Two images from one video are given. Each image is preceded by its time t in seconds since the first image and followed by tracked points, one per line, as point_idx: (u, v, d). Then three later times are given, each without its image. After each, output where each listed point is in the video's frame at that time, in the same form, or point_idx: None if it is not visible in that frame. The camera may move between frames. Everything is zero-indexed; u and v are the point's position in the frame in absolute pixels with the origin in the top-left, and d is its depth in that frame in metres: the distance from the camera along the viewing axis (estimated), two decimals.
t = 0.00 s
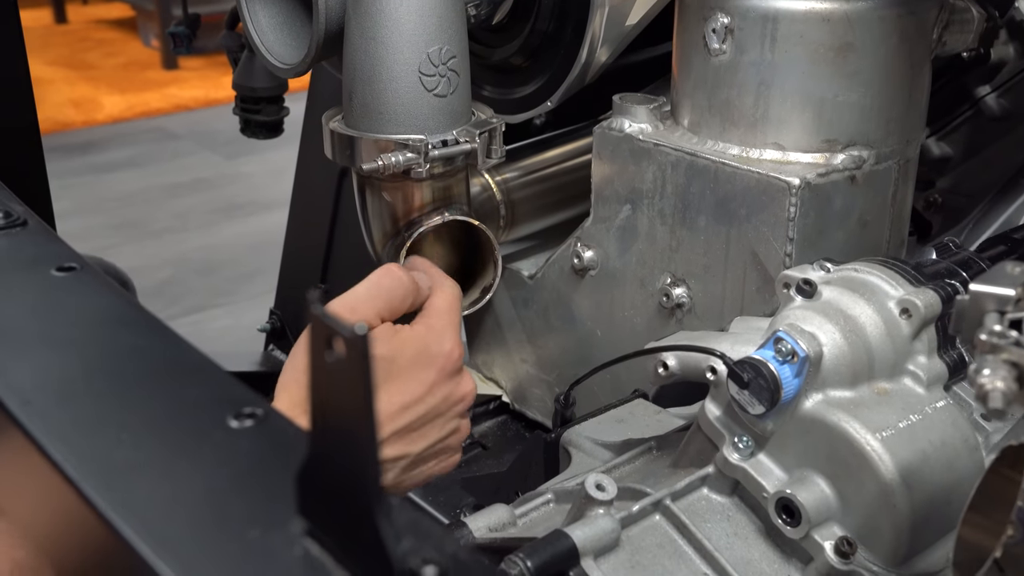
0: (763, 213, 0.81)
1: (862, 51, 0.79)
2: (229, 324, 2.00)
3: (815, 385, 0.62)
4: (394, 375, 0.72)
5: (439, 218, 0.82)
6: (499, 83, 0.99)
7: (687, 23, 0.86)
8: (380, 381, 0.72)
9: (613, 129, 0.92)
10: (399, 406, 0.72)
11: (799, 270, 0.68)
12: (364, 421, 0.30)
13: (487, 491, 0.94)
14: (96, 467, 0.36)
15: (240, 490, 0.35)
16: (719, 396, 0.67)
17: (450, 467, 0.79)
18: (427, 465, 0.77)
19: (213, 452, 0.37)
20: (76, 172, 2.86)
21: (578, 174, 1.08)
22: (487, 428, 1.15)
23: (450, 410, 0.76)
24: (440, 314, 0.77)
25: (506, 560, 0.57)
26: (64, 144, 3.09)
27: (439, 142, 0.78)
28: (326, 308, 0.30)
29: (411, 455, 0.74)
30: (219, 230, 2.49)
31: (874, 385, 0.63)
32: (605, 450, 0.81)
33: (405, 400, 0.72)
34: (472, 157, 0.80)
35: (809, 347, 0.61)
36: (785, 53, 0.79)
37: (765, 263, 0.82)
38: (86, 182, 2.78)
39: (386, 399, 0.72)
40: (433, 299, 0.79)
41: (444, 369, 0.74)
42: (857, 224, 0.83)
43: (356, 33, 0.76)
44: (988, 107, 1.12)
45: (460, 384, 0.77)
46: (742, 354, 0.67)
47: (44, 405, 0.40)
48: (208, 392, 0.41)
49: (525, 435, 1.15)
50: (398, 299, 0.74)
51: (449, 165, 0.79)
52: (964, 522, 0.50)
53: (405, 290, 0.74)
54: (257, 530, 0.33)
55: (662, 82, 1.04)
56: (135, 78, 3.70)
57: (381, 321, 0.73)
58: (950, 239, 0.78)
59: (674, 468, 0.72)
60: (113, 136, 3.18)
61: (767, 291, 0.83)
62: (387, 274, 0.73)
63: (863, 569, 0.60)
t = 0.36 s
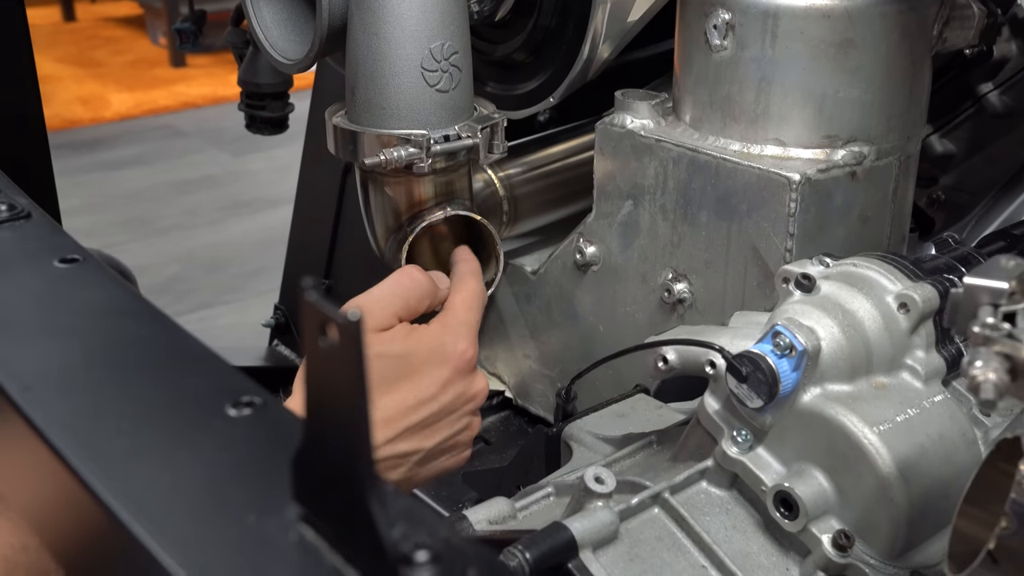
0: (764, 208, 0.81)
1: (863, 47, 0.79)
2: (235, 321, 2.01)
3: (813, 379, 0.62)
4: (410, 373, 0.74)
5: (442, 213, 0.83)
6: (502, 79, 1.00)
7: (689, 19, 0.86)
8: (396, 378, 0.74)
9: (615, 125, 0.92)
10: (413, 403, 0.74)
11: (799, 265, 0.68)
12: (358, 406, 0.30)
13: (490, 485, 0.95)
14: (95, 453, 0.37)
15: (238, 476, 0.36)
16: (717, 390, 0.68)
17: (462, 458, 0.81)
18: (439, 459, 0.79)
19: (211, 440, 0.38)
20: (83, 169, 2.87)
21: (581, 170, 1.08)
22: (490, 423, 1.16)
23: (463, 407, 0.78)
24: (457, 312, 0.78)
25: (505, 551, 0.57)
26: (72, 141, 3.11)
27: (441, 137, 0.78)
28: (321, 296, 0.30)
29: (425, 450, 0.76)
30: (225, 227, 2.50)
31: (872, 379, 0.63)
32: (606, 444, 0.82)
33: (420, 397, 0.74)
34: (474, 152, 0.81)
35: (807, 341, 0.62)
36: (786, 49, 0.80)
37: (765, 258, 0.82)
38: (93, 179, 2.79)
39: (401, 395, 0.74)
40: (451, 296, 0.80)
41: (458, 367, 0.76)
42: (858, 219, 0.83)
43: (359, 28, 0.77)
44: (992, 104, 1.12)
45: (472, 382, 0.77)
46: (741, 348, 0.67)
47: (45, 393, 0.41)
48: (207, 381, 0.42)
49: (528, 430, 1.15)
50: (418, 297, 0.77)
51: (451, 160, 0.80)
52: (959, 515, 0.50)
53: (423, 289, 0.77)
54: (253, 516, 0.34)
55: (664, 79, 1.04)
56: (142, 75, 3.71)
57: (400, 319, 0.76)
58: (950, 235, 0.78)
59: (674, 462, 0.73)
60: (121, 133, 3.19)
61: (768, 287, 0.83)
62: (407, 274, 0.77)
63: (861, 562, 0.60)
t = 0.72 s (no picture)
0: (765, 212, 0.82)
1: (863, 53, 0.80)
2: (241, 324, 2.02)
3: (813, 381, 0.63)
4: (415, 382, 0.75)
5: (445, 217, 0.83)
6: (506, 84, 1.01)
7: (691, 25, 0.87)
8: (402, 388, 0.75)
9: (618, 129, 0.93)
10: (420, 411, 0.75)
11: (799, 268, 0.69)
12: (360, 401, 0.31)
13: (493, 486, 0.95)
14: (102, 449, 0.38)
15: (242, 471, 0.37)
16: (718, 391, 0.68)
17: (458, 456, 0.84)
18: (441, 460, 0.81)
19: (216, 437, 0.39)
20: (91, 173, 2.89)
21: (585, 174, 1.09)
22: (493, 425, 1.16)
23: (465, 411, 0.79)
24: (458, 315, 0.80)
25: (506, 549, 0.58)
26: (79, 144, 3.12)
27: (445, 141, 0.79)
28: (326, 294, 0.31)
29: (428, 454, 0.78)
30: (231, 230, 2.51)
31: (871, 381, 0.64)
32: (608, 446, 0.82)
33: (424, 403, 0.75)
34: (478, 156, 0.82)
35: (806, 343, 0.63)
36: (787, 54, 0.80)
37: (767, 262, 0.83)
38: (100, 183, 2.81)
39: (407, 404, 0.75)
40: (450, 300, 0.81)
41: (462, 373, 0.78)
42: (859, 223, 0.84)
43: (364, 34, 0.77)
44: (993, 110, 1.12)
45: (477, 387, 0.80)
46: (741, 350, 0.68)
47: (54, 390, 0.42)
48: (212, 379, 0.43)
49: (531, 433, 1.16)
50: (424, 303, 0.77)
51: (455, 164, 0.81)
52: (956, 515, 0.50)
53: (432, 295, 0.77)
54: (257, 509, 0.35)
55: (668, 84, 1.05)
56: (150, 80, 3.73)
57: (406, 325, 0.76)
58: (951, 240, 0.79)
59: (675, 463, 0.73)
60: (128, 137, 3.21)
61: (769, 290, 0.84)
62: (417, 279, 0.76)
63: (859, 562, 0.61)
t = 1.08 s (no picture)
0: (764, 211, 0.82)
1: (861, 53, 0.80)
2: (244, 324, 2.02)
3: (809, 378, 0.63)
4: (419, 366, 0.75)
5: (444, 216, 0.84)
6: (506, 84, 1.01)
7: (690, 25, 0.87)
8: (406, 372, 0.75)
9: (617, 129, 0.94)
10: (425, 391, 0.75)
11: (797, 266, 0.70)
12: (356, 391, 0.32)
13: (493, 484, 0.96)
14: (104, 439, 0.38)
15: (241, 461, 0.37)
16: (715, 389, 0.69)
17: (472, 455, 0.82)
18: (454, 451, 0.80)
19: (216, 427, 0.39)
20: (94, 173, 2.90)
21: (585, 173, 1.10)
22: (493, 424, 1.17)
23: (469, 395, 0.79)
24: (461, 313, 0.81)
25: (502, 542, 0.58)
26: (83, 145, 3.13)
27: (445, 140, 0.80)
28: (324, 285, 0.32)
29: (434, 441, 0.76)
30: (234, 231, 2.52)
31: (867, 379, 0.64)
32: (606, 444, 0.83)
33: (429, 385, 0.75)
34: (478, 155, 0.82)
35: (802, 340, 0.63)
36: (786, 55, 0.81)
37: (765, 261, 0.83)
38: (104, 183, 2.82)
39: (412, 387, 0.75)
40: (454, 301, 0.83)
41: (465, 357, 0.79)
42: (857, 222, 0.84)
43: (366, 33, 0.78)
44: (992, 111, 1.13)
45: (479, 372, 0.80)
46: (738, 348, 0.68)
47: (56, 382, 0.42)
48: (212, 371, 0.43)
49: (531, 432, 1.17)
50: (428, 296, 0.78)
51: (455, 163, 0.81)
52: (950, 511, 0.50)
53: (434, 288, 0.79)
54: (255, 498, 0.35)
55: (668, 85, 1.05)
56: (153, 81, 3.74)
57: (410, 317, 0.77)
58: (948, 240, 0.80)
59: (671, 460, 0.74)
60: (131, 138, 3.22)
61: (767, 289, 0.84)
62: (419, 272, 0.78)
63: (854, 557, 0.61)
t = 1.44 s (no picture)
0: (759, 208, 0.82)
1: (856, 51, 0.80)
2: (244, 322, 2.03)
3: (801, 372, 0.64)
4: (408, 358, 0.75)
5: (441, 211, 0.84)
6: (504, 81, 1.02)
7: (688, 23, 0.88)
8: (394, 365, 0.75)
9: (614, 126, 0.94)
10: (414, 385, 0.75)
11: (789, 262, 0.70)
12: (344, 373, 0.32)
13: (490, 478, 0.96)
14: (98, 424, 0.39)
15: (233, 445, 0.38)
16: (708, 383, 0.69)
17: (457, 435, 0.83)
18: (440, 435, 0.81)
19: (210, 413, 0.40)
20: (96, 171, 2.90)
21: (582, 171, 1.10)
22: (490, 420, 1.17)
23: (458, 387, 0.80)
24: (449, 296, 0.80)
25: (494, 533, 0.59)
26: (85, 143, 3.14)
27: (442, 136, 0.80)
28: (312, 269, 0.32)
29: (424, 431, 0.78)
30: (236, 230, 2.52)
31: (858, 373, 0.65)
32: (601, 438, 0.83)
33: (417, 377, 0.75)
34: (475, 151, 0.83)
35: (794, 335, 0.63)
36: (782, 52, 0.81)
37: (760, 257, 0.84)
38: (106, 181, 2.83)
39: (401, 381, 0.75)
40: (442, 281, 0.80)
41: (454, 348, 0.78)
42: (852, 220, 0.85)
43: (364, 28, 0.79)
44: (989, 111, 1.13)
45: (467, 364, 0.81)
46: (730, 343, 0.69)
47: (52, 369, 0.43)
48: (207, 359, 0.44)
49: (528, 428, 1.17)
50: (415, 282, 0.76)
51: (452, 158, 0.82)
52: (939, 503, 0.50)
53: (421, 273, 0.77)
54: (246, 481, 0.36)
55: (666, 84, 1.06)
56: (156, 79, 3.75)
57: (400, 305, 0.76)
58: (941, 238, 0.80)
59: (665, 454, 0.74)
60: (133, 136, 3.23)
61: (762, 286, 0.85)
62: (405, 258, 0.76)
63: (844, 550, 0.61)
